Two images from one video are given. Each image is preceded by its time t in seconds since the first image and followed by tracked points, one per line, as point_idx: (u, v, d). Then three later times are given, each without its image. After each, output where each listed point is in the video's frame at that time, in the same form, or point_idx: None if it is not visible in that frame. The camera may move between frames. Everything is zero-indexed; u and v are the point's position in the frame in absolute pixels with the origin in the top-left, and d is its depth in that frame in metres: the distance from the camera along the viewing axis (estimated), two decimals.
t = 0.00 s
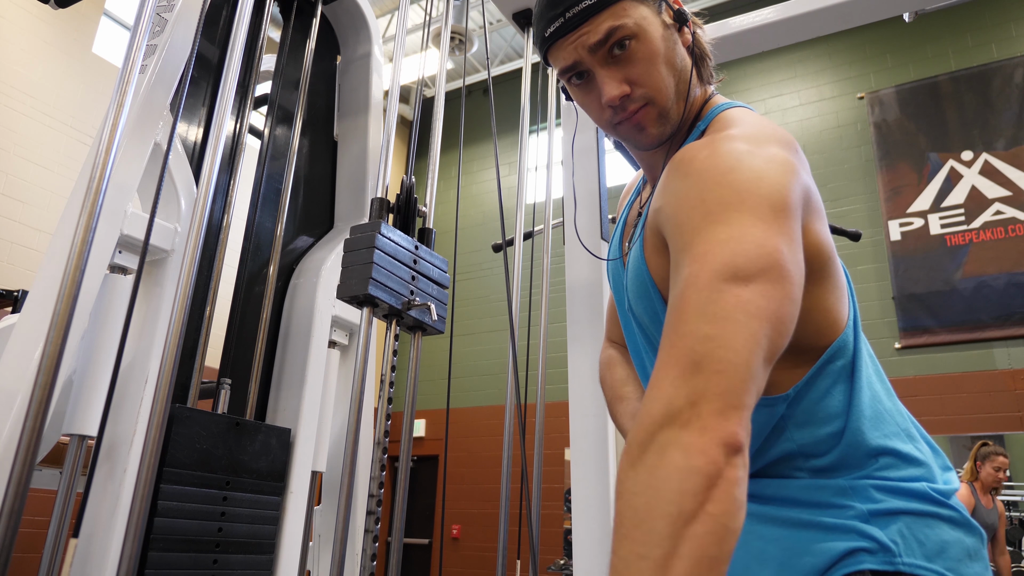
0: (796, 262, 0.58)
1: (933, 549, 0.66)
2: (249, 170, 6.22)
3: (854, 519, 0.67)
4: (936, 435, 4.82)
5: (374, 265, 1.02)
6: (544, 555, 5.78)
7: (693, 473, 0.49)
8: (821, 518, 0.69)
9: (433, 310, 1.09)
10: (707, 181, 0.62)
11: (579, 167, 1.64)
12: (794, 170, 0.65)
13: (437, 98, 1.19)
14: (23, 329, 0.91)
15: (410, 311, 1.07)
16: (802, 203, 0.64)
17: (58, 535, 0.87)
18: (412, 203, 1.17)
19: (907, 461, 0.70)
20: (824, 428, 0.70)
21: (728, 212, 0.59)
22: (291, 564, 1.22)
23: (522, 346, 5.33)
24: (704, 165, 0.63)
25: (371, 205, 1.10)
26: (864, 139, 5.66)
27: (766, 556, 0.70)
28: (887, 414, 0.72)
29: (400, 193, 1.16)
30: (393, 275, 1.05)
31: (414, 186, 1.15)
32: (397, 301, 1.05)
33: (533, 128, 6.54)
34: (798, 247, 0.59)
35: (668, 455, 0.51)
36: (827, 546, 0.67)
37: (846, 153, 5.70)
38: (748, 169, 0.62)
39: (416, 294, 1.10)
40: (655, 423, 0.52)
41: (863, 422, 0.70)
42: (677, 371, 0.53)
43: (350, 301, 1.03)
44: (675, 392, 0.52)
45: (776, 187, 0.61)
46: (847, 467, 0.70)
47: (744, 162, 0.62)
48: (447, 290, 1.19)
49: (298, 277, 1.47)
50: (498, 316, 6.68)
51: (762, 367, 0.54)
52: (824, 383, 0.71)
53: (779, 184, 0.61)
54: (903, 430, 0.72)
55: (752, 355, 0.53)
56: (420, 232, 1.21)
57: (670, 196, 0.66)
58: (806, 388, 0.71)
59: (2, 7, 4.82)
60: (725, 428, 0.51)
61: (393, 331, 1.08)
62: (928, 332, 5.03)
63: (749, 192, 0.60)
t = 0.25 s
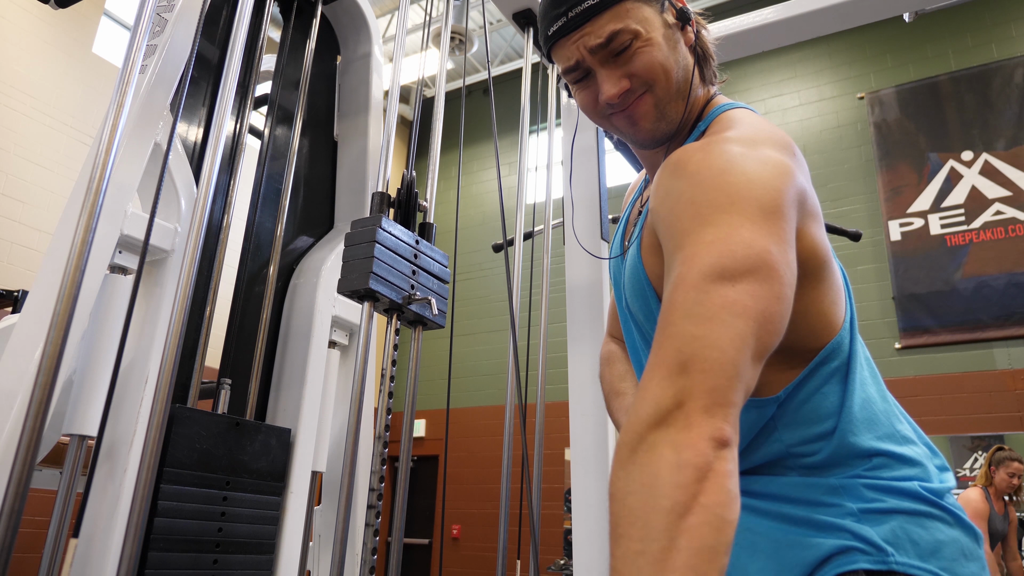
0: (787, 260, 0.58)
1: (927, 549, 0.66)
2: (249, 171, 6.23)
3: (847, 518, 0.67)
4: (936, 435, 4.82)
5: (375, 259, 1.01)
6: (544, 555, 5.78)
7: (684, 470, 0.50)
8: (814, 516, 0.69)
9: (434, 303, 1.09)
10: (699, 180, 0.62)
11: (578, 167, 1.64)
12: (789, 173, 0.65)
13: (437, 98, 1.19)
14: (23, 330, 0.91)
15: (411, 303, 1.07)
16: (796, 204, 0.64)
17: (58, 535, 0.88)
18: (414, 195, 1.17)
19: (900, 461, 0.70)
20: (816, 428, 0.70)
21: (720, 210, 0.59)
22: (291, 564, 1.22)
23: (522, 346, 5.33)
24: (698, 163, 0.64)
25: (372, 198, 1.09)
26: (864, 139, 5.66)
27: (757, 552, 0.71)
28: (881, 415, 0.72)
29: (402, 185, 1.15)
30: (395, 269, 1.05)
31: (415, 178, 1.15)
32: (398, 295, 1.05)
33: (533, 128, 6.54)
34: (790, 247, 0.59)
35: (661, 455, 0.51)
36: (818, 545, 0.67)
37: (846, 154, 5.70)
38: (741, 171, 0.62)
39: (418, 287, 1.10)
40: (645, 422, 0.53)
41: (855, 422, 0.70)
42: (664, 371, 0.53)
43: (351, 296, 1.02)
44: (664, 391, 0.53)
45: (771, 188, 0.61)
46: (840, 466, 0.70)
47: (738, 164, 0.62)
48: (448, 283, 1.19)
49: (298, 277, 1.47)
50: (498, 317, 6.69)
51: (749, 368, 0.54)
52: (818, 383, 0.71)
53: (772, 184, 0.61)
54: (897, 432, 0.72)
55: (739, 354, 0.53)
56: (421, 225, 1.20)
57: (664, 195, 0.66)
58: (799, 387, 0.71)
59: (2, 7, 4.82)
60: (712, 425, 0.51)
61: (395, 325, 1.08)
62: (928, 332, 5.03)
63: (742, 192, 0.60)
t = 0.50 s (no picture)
0: (794, 262, 0.58)
1: (928, 550, 0.66)
2: (249, 170, 6.23)
3: (849, 519, 0.67)
4: (936, 435, 4.82)
5: (373, 268, 1.02)
6: (544, 555, 5.78)
7: (690, 470, 0.49)
8: (815, 516, 0.69)
9: (433, 313, 1.08)
10: (705, 182, 0.62)
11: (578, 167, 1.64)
12: (794, 174, 0.65)
13: (437, 98, 1.19)
14: (23, 330, 0.90)
15: (409, 312, 1.06)
16: (801, 206, 0.64)
17: (58, 535, 0.87)
18: (414, 204, 1.18)
19: (902, 462, 0.70)
20: (818, 429, 0.70)
21: (727, 211, 0.59)
22: (291, 564, 1.22)
23: (522, 346, 5.33)
24: (704, 164, 0.63)
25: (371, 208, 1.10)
26: (864, 139, 5.66)
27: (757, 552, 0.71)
28: (882, 416, 0.72)
29: (400, 194, 1.17)
30: (394, 279, 1.05)
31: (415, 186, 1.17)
32: (397, 305, 1.05)
33: (533, 128, 6.54)
34: (796, 248, 0.59)
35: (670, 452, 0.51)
36: (819, 546, 0.67)
37: (846, 153, 5.70)
38: (747, 172, 0.62)
39: (417, 297, 1.09)
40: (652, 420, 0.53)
41: (856, 423, 0.70)
42: (672, 371, 0.53)
43: (349, 306, 1.02)
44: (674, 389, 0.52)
45: (777, 190, 0.61)
46: (841, 467, 0.70)
47: (744, 165, 0.62)
48: (446, 292, 1.18)
49: (298, 277, 1.47)
50: (498, 317, 6.69)
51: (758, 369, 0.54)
52: (820, 384, 0.71)
53: (777, 186, 0.61)
54: (898, 433, 0.73)
55: (747, 355, 0.53)
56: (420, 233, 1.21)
57: (669, 195, 0.66)
58: (802, 389, 0.71)
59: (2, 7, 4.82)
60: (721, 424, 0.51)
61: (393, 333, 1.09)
62: (928, 332, 5.03)
63: (749, 194, 0.60)
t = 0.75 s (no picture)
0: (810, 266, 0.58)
1: (931, 552, 0.67)
2: (249, 170, 6.23)
3: (853, 523, 0.67)
4: (936, 435, 4.82)
5: (369, 304, 0.97)
6: (544, 555, 5.79)
7: (708, 467, 0.49)
8: (818, 519, 0.69)
9: (429, 349, 1.05)
10: (715, 188, 0.62)
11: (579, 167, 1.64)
12: (801, 181, 0.66)
13: (437, 98, 1.19)
14: (23, 330, 0.90)
15: (405, 349, 1.02)
16: (810, 215, 0.65)
17: (58, 535, 0.87)
18: (411, 235, 1.11)
19: (904, 466, 0.70)
20: (822, 432, 0.70)
21: (739, 217, 0.59)
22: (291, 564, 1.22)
23: (522, 346, 5.34)
24: (712, 173, 0.64)
25: (368, 237, 1.05)
26: (864, 139, 5.66)
27: (759, 552, 0.71)
28: (885, 421, 0.72)
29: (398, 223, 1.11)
30: (390, 314, 1.01)
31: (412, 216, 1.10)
32: (393, 341, 1.01)
33: (533, 128, 6.54)
34: (808, 253, 0.60)
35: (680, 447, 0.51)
36: (824, 547, 0.67)
37: (846, 154, 5.70)
38: (756, 179, 0.62)
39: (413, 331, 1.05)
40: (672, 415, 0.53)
41: (859, 426, 0.70)
42: (702, 364, 0.53)
43: (345, 342, 0.99)
44: (694, 385, 0.52)
45: (786, 196, 0.62)
46: (845, 470, 0.70)
47: (753, 172, 0.63)
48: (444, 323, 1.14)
49: (298, 277, 1.47)
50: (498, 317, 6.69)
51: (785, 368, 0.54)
52: (824, 389, 0.71)
53: (787, 194, 0.62)
54: (901, 437, 0.73)
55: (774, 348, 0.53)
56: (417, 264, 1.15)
57: (677, 201, 0.66)
58: (807, 394, 0.70)
59: (2, 7, 4.82)
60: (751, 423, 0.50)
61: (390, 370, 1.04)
62: (928, 332, 5.03)
63: (759, 201, 0.60)
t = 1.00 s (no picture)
0: (815, 271, 0.62)
1: (935, 554, 0.67)
2: (249, 170, 6.23)
3: (858, 525, 0.67)
4: (936, 435, 4.82)
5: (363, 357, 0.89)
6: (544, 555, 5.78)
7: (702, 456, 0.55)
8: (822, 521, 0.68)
9: (426, 401, 0.97)
10: (723, 193, 0.65)
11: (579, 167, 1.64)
12: (805, 184, 0.68)
13: (437, 98, 1.19)
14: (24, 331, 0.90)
15: (400, 402, 0.95)
16: (814, 216, 0.67)
17: (58, 535, 0.87)
18: (407, 279, 1.02)
19: (908, 469, 0.71)
20: (826, 435, 0.70)
21: (747, 223, 0.62)
22: (290, 564, 1.22)
23: (522, 346, 5.33)
24: (720, 179, 0.66)
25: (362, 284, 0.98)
26: (864, 139, 5.66)
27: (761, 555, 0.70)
28: (887, 424, 0.73)
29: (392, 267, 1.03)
30: (385, 364, 0.93)
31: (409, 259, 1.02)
32: (388, 392, 0.93)
33: (533, 128, 6.54)
34: (813, 258, 0.63)
35: (672, 429, 0.57)
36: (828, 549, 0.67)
37: (846, 154, 5.70)
38: (763, 183, 0.65)
39: (409, 380, 0.97)
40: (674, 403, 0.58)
41: (862, 429, 0.71)
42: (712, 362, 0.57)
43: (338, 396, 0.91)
44: (699, 382, 0.57)
45: (791, 201, 0.64)
46: (849, 473, 0.70)
47: (760, 176, 0.65)
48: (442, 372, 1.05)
49: (298, 277, 1.47)
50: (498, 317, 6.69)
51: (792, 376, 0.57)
52: (827, 392, 0.72)
53: (794, 200, 0.65)
54: (904, 439, 0.74)
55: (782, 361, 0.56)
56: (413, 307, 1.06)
57: (685, 203, 0.68)
58: (811, 397, 0.71)
59: (2, 7, 4.82)
60: (752, 433, 0.55)
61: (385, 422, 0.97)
62: (928, 332, 5.03)
63: (767, 207, 0.63)
